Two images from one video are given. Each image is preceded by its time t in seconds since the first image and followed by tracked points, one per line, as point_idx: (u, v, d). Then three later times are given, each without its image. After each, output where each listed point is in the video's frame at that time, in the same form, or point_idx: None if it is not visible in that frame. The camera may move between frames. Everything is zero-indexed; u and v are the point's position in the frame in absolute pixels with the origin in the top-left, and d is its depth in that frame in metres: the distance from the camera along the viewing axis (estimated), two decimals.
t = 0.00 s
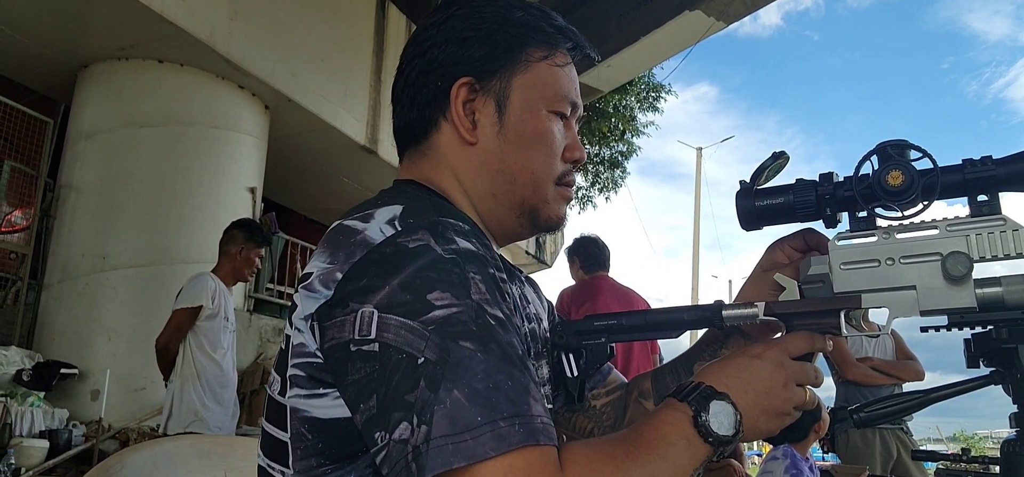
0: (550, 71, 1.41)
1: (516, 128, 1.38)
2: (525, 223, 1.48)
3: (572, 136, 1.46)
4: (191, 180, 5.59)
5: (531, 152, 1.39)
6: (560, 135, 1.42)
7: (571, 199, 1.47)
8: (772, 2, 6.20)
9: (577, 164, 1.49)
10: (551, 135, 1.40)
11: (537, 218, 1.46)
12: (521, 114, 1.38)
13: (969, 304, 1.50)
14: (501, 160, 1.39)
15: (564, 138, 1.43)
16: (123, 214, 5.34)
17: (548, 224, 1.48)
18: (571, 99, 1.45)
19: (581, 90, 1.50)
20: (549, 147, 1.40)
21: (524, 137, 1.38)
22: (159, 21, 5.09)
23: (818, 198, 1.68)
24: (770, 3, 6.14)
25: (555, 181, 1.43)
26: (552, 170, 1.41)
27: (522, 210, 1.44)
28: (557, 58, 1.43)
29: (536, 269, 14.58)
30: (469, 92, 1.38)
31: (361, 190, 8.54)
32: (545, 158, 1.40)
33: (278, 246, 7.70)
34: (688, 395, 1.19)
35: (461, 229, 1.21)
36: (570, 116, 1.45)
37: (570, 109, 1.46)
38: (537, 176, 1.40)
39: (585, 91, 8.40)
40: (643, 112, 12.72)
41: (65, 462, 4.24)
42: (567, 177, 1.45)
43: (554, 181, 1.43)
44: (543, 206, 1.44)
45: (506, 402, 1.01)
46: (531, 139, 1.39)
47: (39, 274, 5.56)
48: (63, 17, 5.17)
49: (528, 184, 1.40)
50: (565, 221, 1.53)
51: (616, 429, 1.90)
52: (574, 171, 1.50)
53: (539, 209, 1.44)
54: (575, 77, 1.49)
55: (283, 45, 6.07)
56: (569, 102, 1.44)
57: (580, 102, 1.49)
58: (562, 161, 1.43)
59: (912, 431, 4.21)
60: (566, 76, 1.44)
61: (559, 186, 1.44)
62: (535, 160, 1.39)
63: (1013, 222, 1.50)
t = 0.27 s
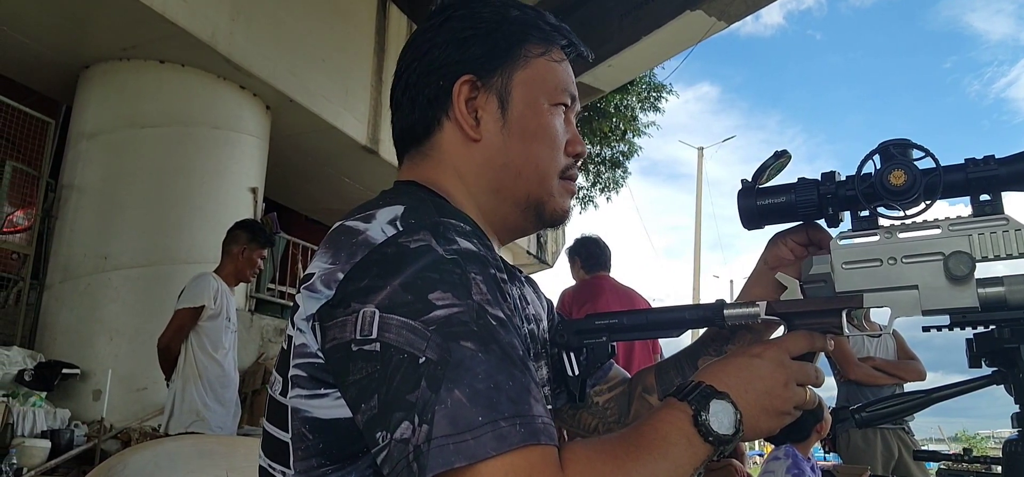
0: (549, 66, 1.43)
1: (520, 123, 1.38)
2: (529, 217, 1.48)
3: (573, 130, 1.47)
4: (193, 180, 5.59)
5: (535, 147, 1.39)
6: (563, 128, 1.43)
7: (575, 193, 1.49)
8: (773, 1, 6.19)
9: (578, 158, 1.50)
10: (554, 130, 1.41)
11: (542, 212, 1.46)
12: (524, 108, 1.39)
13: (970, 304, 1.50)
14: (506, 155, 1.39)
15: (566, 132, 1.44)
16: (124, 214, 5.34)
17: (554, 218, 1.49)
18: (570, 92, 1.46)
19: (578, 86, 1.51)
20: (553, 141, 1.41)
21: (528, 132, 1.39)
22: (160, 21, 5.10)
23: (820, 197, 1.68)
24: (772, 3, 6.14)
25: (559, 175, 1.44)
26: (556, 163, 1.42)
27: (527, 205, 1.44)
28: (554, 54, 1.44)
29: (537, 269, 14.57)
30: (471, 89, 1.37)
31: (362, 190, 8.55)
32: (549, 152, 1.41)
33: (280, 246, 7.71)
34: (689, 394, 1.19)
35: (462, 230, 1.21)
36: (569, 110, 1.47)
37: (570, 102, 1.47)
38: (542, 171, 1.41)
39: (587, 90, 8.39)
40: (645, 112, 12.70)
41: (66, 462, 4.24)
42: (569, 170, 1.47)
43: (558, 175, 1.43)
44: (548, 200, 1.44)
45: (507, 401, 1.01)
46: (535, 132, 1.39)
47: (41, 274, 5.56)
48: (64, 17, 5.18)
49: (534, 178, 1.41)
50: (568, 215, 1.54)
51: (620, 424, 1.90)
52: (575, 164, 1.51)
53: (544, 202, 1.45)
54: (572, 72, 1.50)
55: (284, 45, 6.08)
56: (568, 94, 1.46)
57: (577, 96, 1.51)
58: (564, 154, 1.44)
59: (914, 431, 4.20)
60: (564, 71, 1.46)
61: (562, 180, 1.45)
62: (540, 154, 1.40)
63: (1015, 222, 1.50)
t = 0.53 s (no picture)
0: (540, 66, 1.43)
1: (514, 118, 1.39)
2: (527, 216, 1.47)
3: (567, 128, 1.47)
4: (197, 181, 5.61)
5: (531, 143, 1.39)
6: (556, 125, 1.44)
7: (571, 189, 1.48)
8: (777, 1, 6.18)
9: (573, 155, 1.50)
10: (548, 126, 1.41)
11: (539, 209, 1.45)
12: (518, 106, 1.39)
13: (978, 304, 1.48)
14: (501, 151, 1.39)
15: (560, 130, 1.45)
16: (129, 215, 5.36)
17: (550, 214, 1.47)
18: (562, 91, 1.47)
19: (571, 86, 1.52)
20: (547, 137, 1.41)
21: (523, 128, 1.39)
22: (165, 23, 5.11)
23: (825, 197, 1.68)
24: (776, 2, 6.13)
25: (555, 171, 1.44)
26: (552, 159, 1.42)
27: (524, 202, 1.43)
28: (545, 54, 1.45)
29: (541, 269, 14.57)
30: (465, 89, 1.38)
31: (366, 191, 8.56)
32: (545, 148, 1.41)
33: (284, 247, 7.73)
34: (692, 393, 1.19)
35: (462, 231, 1.21)
36: (562, 108, 1.47)
37: (562, 101, 1.47)
38: (538, 167, 1.41)
39: (590, 90, 8.39)
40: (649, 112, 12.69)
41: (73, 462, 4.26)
42: (565, 167, 1.46)
43: (554, 171, 1.43)
44: (545, 196, 1.44)
45: (509, 400, 1.01)
46: (529, 128, 1.39)
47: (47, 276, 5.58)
48: (69, 19, 5.20)
49: (530, 172, 1.40)
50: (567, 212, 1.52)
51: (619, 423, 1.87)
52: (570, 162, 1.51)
53: (541, 197, 1.44)
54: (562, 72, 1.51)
55: (288, 46, 6.09)
56: (560, 93, 1.46)
57: (568, 95, 1.51)
58: (559, 150, 1.44)
59: (921, 431, 4.18)
60: (555, 71, 1.47)
61: (558, 176, 1.45)
62: (536, 150, 1.40)
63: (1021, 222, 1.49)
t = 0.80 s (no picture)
0: (542, 70, 1.42)
1: (515, 122, 1.38)
2: (526, 220, 1.46)
3: (568, 133, 1.46)
4: (210, 184, 5.64)
5: (532, 146, 1.38)
6: (557, 129, 1.43)
7: (571, 194, 1.46)
8: None
9: (574, 160, 1.48)
10: (548, 130, 1.40)
11: (539, 212, 1.44)
12: (519, 109, 1.39)
13: (993, 302, 1.46)
14: (501, 154, 1.38)
15: (561, 134, 1.44)
16: (143, 218, 5.40)
17: (549, 217, 1.46)
18: (565, 97, 1.46)
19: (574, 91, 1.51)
20: (548, 140, 1.40)
21: (523, 132, 1.38)
22: (177, 26, 5.14)
23: (839, 195, 1.66)
24: None
25: (556, 175, 1.42)
26: (552, 163, 1.41)
27: (524, 205, 1.42)
28: (548, 59, 1.45)
29: (553, 269, 14.55)
30: (467, 92, 1.38)
31: (376, 192, 8.58)
32: (545, 151, 1.40)
33: (297, 249, 7.76)
34: (703, 390, 1.17)
35: (464, 232, 1.21)
36: (564, 113, 1.46)
37: (564, 106, 1.46)
38: (538, 170, 1.40)
39: (601, 90, 8.37)
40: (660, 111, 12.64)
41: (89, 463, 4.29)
42: (565, 171, 1.45)
43: (554, 175, 1.42)
44: (545, 199, 1.42)
45: (515, 400, 1.00)
46: (530, 132, 1.39)
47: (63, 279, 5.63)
48: (82, 23, 5.24)
49: (530, 175, 1.39)
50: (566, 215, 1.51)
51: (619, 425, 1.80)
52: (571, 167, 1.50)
53: (540, 201, 1.42)
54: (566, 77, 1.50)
55: (299, 48, 6.11)
56: (562, 99, 1.45)
57: (571, 101, 1.50)
58: (559, 155, 1.43)
59: (937, 431, 4.14)
60: (558, 75, 1.46)
61: (558, 180, 1.43)
62: (536, 153, 1.39)
63: None
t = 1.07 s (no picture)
0: (545, 77, 1.41)
1: (513, 127, 1.38)
2: (519, 224, 1.46)
3: (566, 141, 1.45)
4: (216, 184, 5.66)
5: (527, 152, 1.38)
6: (555, 137, 1.42)
7: (565, 202, 1.46)
8: None
9: (571, 168, 1.47)
10: (547, 137, 1.40)
11: (532, 217, 1.44)
12: (517, 114, 1.38)
13: (1000, 302, 1.45)
14: (498, 158, 1.38)
15: (558, 142, 1.42)
16: (149, 219, 5.42)
17: (542, 224, 1.46)
18: (566, 105, 1.45)
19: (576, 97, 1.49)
20: (543, 147, 1.39)
21: (519, 137, 1.38)
22: (182, 27, 5.16)
23: (844, 196, 1.66)
24: None
25: (550, 182, 1.42)
26: (547, 170, 1.40)
27: (518, 208, 1.42)
28: (552, 65, 1.44)
29: (558, 269, 14.55)
30: (467, 94, 1.38)
31: (381, 192, 8.60)
32: (540, 158, 1.39)
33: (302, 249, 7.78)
34: (708, 389, 1.17)
35: (462, 233, 1.21)
36: (564, 121, 1.45)
37: (564, 113, 1.45)
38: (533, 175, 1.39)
39: (606, 90, 8.36)
40: (665, 111, 12.61)
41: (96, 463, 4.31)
42: (561, 180, 1.44)
43: (549, 182, 1.41)
44: (539, 204, 1.42)
45: (516, 400, 1.00)
46: (528, 138, 1.38)
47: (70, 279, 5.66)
48: (88, 25, 5.26)
49: (525, 180, 1.39)
50: (556, 227, 1.51)
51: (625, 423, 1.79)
52: (568, 176, 1.49)
53: (533, 207, 1.42)
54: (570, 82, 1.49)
55: (304, 49, 6.12)
56: (563, 106, 1.44)
57: (574, 108, 1.49)
58: (555, 164, 1.42)
59: (944, 431, 4.13)
60: (561, 82, 1.45)
61: (553, 187, 1.43)
62: (531, 159, 1.38)
63: None
